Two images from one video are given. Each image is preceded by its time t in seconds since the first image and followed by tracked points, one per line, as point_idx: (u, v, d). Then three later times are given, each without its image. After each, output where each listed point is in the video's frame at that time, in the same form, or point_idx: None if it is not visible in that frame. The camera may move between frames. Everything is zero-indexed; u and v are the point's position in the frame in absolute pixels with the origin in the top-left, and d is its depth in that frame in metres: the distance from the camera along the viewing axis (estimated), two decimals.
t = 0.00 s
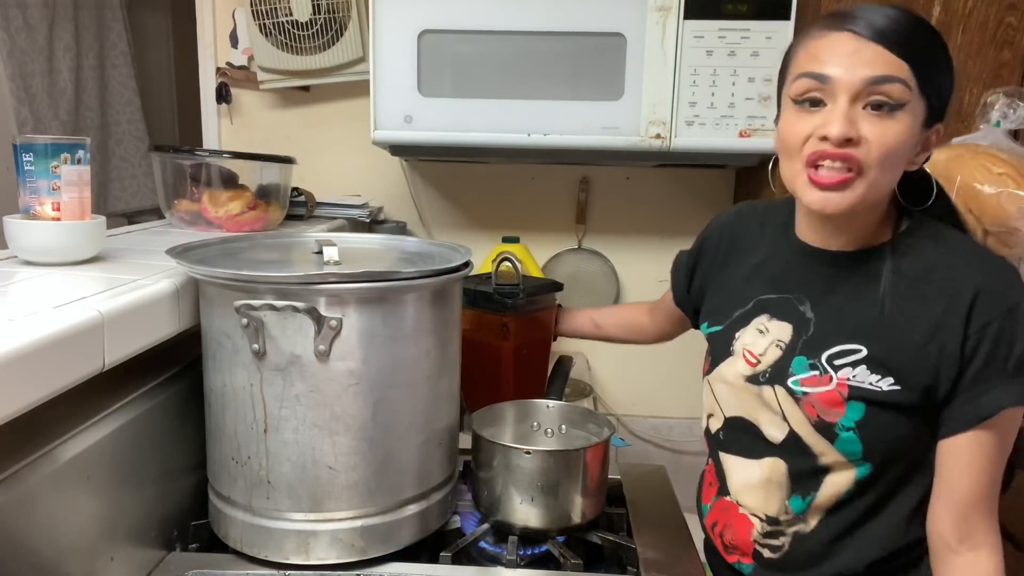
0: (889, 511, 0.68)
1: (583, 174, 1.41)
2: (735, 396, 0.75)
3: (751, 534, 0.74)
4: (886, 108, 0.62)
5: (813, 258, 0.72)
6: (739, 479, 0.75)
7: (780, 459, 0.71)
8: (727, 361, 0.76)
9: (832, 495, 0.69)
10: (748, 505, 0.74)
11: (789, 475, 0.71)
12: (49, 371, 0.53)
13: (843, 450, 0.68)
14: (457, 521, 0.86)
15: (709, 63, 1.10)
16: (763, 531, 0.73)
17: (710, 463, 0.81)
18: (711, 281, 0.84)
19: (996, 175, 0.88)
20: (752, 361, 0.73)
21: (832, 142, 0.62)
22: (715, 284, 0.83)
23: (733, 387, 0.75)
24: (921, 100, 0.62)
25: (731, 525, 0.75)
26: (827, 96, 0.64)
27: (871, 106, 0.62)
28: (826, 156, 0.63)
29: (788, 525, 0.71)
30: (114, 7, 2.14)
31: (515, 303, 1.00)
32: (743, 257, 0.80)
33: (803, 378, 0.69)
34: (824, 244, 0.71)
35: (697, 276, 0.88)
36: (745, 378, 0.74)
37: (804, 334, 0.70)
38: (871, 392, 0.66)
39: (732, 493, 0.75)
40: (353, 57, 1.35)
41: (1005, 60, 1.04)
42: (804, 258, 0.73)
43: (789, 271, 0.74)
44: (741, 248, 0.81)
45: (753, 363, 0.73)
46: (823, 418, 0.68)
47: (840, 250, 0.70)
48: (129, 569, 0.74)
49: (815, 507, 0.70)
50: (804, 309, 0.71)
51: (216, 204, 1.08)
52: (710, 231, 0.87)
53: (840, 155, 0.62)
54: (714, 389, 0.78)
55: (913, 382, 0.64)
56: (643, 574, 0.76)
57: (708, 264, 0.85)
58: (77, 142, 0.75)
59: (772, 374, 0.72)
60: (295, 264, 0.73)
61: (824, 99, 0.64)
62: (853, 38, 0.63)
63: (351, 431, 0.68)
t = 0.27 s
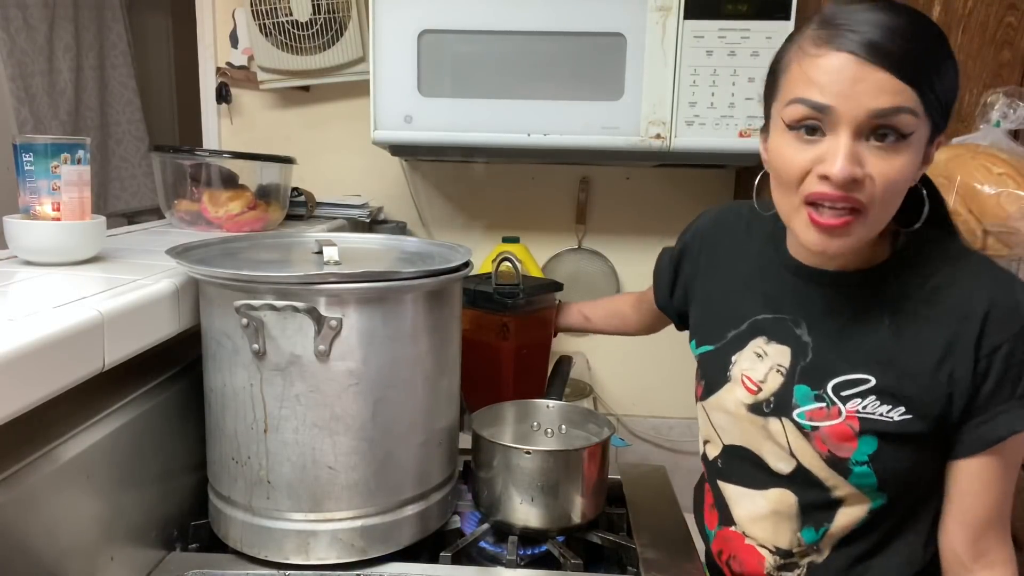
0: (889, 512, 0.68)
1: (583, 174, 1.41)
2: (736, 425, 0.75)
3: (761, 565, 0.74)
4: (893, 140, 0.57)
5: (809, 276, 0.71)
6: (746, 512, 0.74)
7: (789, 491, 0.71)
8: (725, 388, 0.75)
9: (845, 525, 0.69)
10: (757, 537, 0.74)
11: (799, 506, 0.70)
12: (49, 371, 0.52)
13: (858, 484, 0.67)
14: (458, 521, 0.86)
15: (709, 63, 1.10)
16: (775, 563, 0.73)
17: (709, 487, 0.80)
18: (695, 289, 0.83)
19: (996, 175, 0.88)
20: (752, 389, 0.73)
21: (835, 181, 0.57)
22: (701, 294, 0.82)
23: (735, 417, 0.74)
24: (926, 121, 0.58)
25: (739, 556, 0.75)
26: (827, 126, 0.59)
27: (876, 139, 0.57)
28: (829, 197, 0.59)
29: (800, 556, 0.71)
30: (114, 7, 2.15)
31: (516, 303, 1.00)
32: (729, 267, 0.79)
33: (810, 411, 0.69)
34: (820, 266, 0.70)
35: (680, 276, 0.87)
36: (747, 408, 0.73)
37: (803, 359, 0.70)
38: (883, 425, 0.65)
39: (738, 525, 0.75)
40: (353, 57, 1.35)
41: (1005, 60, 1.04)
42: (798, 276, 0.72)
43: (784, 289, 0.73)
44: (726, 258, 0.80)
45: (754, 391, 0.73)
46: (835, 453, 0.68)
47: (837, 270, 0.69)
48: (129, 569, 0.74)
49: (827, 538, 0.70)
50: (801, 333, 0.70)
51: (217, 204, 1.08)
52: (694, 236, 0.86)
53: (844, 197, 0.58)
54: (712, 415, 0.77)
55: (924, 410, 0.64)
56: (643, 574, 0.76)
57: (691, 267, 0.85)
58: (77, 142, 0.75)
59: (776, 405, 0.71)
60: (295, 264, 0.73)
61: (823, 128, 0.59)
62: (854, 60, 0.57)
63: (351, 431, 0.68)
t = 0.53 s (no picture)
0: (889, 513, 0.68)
1: (583, 174, 1.41)
2: (722, 428, 0.75)
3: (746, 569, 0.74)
4: (878, 152, 0.57)
5: (793, 280, 0.70)
6: (729, 516, 0.75)
7: (770, 497, 0.72)
8: (712, 390, 0.76)
9: (825, 533, 0.69)
10: (740, 542, 0.75)
11: (780, 512, 0.71)
12: (49, 371, 0.52)
13: (836, 492, 0.67)
14: (458, 521, 0.86)
15: (709, 63, 1.10)
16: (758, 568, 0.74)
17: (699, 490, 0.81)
18: (689, 287, 0.83)
19: (996, 175, 0.89)
20: (737, 392, 0.73)
21: (819, 193, 0.57)
22: (694, 291, 0.82)
23: (720, 419, 0.75)
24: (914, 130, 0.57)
25: (725, 560, 0.76)
26: (813, 135, 0.58)
27: (861, 150, 0.57)
28: (812, 209, 0.59)
29: (782, 562, 0.72)
30: (114, 7, 2.14)
31: (517, 304, 1.00)
32: (721, 266, 0.79)
33: (790, 417, 0.69)
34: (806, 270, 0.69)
35: (675, 272, 0.88)
36: (731, 411, 0.74)
37: (786, 362, 0.70)
38: (861, 432, 0.65)
39: (723, 529, 0.76)
40: (353, 57, 1.35)
41: (1005, 60, 1.04)
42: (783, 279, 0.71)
43: (771, 292, 0.73)
44: (718, 257, 0.80)
45: (739, 394, 0.73)
46: (812, 459, 0.68)
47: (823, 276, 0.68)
48: (129, 569, 0.74)
49: (808, 545, 0.70)
50: (785, 336, 0.70)
51: (217, 204, 1.08)
52: (688, 233, 0.86)
53: (827, 210, 0.58)
54: (700, 416, 0.78)
55: (905, 420, 0.63)
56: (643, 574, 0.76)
57: (685, 263, 0.86)
58: (77, 142, 0.75)
59: (759, 409, 0.71)
60: (295, 264, 0.73)
61: (809, 137, 0.58)
62: (839, 69, 0.56)
63: (351, 431, 0.68)
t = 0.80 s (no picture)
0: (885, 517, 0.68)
1: (583, 174, 1.41)
2: (713, 413, 0.76)
3: (731, 557, 0.75)
4: (823, 131, 0.57)
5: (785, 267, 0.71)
6: (716, 500, 0.76)
7: (754, 482, 0.72)
8: (705, 376, 0.77)
9: (807, 522, 0.70)
10: (725, 527, 0.75)
11: (769, 504, 0.72)
12: (48, 371, 0.52)
13: (816, 477, 0.68)
14: (458, 521, 0.86)
15: (709, 63, 1.10)
16: (741, 556, 0.74)
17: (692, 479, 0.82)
18: (694, 278, 0.83)
19: (996, 175, 0.89)
20: (728, 377, 0.74)
21: (765, 172, 0.59)
22: (699, 283, 0.82)
23: (711, 404, 0.76)
24: (871, 114, 0.57)
25: (712, 546, 0.77)
26: (768, 118, 0.60)
27: (810, 132, 0.58)
28: (761, 186, 0.61)
29: (765, 550, 0.73)
30: (114, 7, 2.14)
31: (518, 304, 1.00)
32: (725, 259, 0.79)
33: (774, 400, 0.70)
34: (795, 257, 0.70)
35: (683, 267, 0.87)
36: (722, 395, 0.75)
37: (775, 348, 0.71)
38: (841, 417, 0.65)
39: (711, 514, 0.77)
40: (353, 57, 1.35)
41: (1005, 60, 1.04)
42: (777, 265, 0.72)
43: (767, 280, 0.73)
44: (723, 249, 0.80)
45: (730, 379, 0.74)
46: (794, 443, 0.68)
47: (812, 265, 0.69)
48: (129, 569, 0.74)
49: (789, 533, 0.71)
50: (776, 323, 0.71)
51: (217, 204, 1.08)
52: (697, 227, 0.86)
53: (773, 187, 0.60)
54: (693, 403, 0.79)
55: (885, 408, 0.63)
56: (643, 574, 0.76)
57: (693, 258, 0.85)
58: (77, 142, 0.75)
59: (747, 393, 0.72)
60: (295, 264, 0.73)
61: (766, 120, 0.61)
62: (795, 56, 0.58)
63: (351, 431, 0.68)
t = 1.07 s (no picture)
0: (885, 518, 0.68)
1: (583, 174, 1.41)
2: (713, 395, 0.77)
3: (722, 538, 0.76)
4: (811, 111, 0.60)
5: (790, 255, 0.73)
6: (710, 480, 0.77)
7: (747, 460, 0.73)
8: (707, 359, 0.78)
9: (796, 500, 0.70)
10: (717, 507, 0.76)
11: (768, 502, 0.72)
12: (48, 371, 0.52)
13: (804, 452, 0.69)
14: (457, 521, 0.86)
15: (709, 63, 1.10)
16: (732, 535, 0.75)
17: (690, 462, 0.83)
18: (705, 273, 0.85)
19: (996, 175, 0.89)
20: (729, 358, 0.75)
21: (757, 149, 0.63)
22: (709, 277, 0.83)
23: (712, 386, 0.77)
24: (858, 97, 0.60)
25: (704, 527, 0.78)
26: (763, 102, 0.64)
27: (799, 112, 0.61)
28: (754, 166, 0.64)
29: (755, 529, 0.73)
30: (114, 7, 2.14)
31: (518, 304, 1.00)
32: (736, 253, 0.80)
33: (769, 377, 0.71)
34: (796, 242, 0.72)
35: (698, 271, 0.88)
36: (722, 376, 0.75)
37: (774, 329, 0.72)
38: (831, 393, 0.66)
39: (705, 495, 0.78)
40: (353, 57, 1.35)
41: (1005, 60, 1.04)
42: (781, 254, 0.74)
43: (771, 267, 0.74)
44: (736, 244, 0.82)
45: (730, 360, 0.75)
46: (785, 418, 0.70)
47: (814, 249, 0.70)
48: (129, 569, 0.74)
49: (779, 511, 0.72)
50: (777, 306, 0.72)
51: (217, 204, 1.08)
52: (711, 230, 0.87)
53: (764, 166, 0.63)
54: (694, 386, 0.79)
55: (874, 385, 0.64)
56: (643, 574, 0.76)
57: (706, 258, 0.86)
58: (77, 142, 0.75)
59: (746, 372, 0.73)
60: (295, 264, 0.73)
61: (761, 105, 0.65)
62: (787, 43, 0.62)
63: (351, 431, 0.68)
